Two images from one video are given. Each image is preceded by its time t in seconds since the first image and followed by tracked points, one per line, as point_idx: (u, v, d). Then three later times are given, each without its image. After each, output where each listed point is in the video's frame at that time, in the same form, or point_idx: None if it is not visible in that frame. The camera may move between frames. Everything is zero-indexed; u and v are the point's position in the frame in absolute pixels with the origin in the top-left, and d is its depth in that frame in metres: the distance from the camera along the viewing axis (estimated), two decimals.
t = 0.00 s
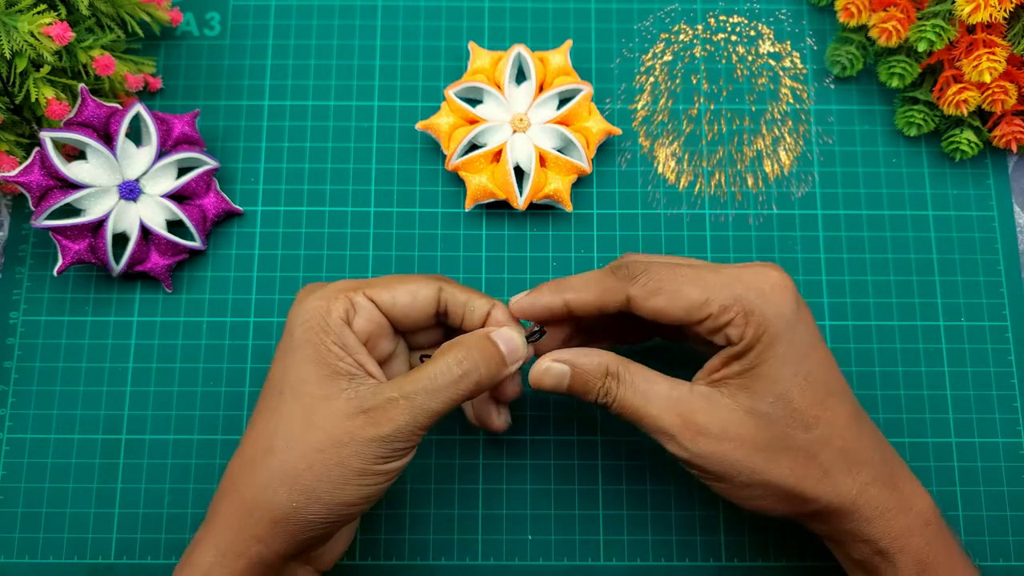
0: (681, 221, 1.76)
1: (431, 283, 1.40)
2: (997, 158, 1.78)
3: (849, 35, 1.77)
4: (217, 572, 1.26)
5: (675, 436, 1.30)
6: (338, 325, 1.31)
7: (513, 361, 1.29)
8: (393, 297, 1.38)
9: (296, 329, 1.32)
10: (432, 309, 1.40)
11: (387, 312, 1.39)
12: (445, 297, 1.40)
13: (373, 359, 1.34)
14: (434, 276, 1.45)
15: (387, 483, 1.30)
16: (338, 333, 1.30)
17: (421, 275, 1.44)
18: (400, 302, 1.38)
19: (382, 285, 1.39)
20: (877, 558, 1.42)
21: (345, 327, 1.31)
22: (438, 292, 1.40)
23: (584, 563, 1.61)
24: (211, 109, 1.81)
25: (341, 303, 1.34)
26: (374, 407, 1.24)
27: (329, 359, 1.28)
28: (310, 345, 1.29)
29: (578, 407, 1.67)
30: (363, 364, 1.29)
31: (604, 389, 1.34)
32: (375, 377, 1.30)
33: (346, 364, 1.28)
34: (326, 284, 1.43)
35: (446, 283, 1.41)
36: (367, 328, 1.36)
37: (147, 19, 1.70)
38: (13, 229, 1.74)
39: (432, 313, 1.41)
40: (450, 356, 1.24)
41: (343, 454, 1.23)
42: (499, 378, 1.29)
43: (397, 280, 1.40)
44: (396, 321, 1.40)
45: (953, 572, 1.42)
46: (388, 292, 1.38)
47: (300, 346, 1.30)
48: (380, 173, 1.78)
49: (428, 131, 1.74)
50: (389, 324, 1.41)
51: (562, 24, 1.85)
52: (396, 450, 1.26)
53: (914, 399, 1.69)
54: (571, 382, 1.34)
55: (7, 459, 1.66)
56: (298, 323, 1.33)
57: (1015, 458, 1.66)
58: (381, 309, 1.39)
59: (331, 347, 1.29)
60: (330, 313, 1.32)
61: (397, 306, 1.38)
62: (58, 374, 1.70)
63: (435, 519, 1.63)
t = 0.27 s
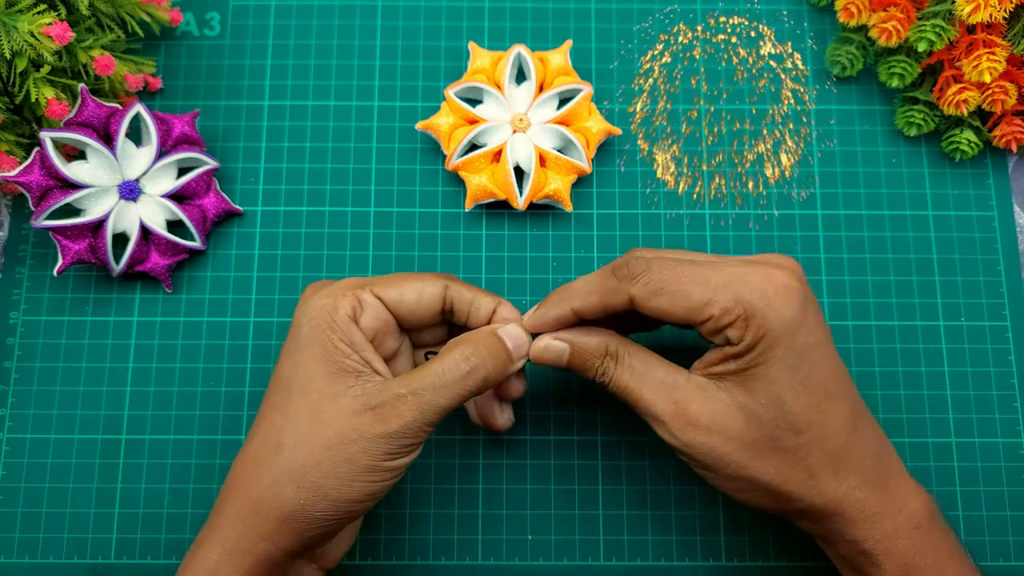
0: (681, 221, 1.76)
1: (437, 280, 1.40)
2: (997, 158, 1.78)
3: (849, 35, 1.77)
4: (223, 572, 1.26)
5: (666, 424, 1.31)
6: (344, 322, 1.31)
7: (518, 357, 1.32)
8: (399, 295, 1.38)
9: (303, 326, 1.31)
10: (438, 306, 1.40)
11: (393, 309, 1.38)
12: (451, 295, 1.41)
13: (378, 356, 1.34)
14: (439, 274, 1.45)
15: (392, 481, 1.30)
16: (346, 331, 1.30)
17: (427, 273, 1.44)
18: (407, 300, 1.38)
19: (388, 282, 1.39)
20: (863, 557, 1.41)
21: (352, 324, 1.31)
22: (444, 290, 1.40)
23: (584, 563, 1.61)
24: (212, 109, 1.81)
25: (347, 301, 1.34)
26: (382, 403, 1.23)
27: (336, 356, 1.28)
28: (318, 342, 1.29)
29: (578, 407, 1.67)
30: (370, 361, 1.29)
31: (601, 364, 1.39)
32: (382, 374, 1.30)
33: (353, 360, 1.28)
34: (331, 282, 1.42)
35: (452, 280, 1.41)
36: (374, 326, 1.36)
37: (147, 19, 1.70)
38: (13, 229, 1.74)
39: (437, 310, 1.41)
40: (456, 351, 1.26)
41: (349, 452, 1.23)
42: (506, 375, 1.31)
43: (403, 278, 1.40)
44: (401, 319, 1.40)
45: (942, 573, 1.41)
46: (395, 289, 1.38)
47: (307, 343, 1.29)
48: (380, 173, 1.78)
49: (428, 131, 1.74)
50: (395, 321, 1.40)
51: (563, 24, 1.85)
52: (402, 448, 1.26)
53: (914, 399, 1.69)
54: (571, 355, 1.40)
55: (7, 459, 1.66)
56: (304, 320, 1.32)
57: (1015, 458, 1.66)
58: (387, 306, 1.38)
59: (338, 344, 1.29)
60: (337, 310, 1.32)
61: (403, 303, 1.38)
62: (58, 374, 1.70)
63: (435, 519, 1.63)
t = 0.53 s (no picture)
0: (681, 221, 1.76)
1: (396, 261, 1.41)
2: (996, 159, 1.78)
3: (849, 35, 1.77)
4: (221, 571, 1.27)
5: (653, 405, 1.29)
6: (308, 325, 1.34)
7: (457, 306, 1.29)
8: (361, 285, 1.40)
9: (270, 334, 1.35)
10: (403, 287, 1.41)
11: (359, 300, 1.40)
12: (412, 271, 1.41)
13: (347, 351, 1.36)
14: (399, 254, 1.46)
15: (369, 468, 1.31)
16: (308, 331, 1.33)
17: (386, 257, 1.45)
18: (370, 288, 1.40)
19: (348, 274, 1.40)
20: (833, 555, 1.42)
21: (315, 324, 1.34)
22: (405, 267, 1.40)
23: (584, 563, 1.61)
24: (211, 109, 1.81)
25: (310, 302, 1.36)
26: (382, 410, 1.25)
27: (302, 359, 1.31)
28: (284, 347, 1.32)
29: (578, 407, 1.67)
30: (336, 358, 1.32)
31: (624, 320, 1.31)
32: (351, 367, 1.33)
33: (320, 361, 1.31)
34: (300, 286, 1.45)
35: (411, 257, 1.42)
36: (341, 321, 1.39)
37: (147, 19, 1.70)
38: (13, 229, 1.74)
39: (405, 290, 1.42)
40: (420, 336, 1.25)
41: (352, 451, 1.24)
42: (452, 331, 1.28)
43: (363, 266, 1.42)
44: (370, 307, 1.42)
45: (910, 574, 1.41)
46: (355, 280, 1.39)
47: (274, 350, 1.32)
48: (380, 173, 1.78)
49: (428, 131, 1.74)
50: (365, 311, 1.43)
51: (563, 24, 1.85)
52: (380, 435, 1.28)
53: (914, 399, 1.69)
54: (598, 304, 1.31)
55: (7, 459, 1.66)
56: (272, 328, 1.35)
57: (1015, 458, 1.66)
58: (353, 299, 1.40)
59: (303, 347, 1.32)
60: (300, 314, 1.35)
61: (367, 292, 1.40)
62: (58, 374, 1.70)
63: (435, 519, 1.63)
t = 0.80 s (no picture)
0: (681, 221, 1.76)
1: (419, 280, 1.40)
2: (996, 158, 1.78)
3: (849, 35, 1.77)
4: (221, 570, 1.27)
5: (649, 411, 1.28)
6: (345, 359, 1.31)
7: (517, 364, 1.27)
8: (386, 309, 1.37)
9: (301, 372, 1.31)
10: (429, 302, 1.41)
11: (384, 324, 1.38)
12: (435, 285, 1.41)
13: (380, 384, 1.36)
14: (410, 267, 1.44)
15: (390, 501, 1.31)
16: (346, 367, 1.31)
17: (401, 273, 1.42)
18: (396, 310, 1.37)
19: (371, 300, 1.37)
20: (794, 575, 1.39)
21: (349, 357, 1.32)
22: (428, 285, 1.40)
23: (584, 563, 1.61)
24: (212, 109, 1.81)
25: (338, 335, 1.33)
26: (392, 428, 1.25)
27: (342, 398, 1.29)
28: (321, 385, 1.30)
29: (578, 407, 1.67)
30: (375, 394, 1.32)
31: (603, 324, 1.29)
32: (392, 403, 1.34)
33: (360, 398, 1.30)
34: (314, 311, 1.40)
35: (432, 272, 1.41)
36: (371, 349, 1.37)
37: (147, 19, 1.70)
38: (13, 229, 1.74)
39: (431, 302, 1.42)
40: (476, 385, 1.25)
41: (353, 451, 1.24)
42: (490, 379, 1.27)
43: (383, 287, 1.39)
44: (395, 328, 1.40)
45: None
46: (380, 306, 1.37)
47: (309, 389, 1.30)
48: (380, 173, 1.78)
49: (428, 131, 1.74)
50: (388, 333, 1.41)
51: (563, 24, 1.85)
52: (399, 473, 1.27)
53: (914, 399, 1.69)
54: (580, 305, 1.29)
55: (7, 459, 1.66)
56: (301, 367, 1.31)
57: (1015, 458, 1.66)
58: (378, 323, 1.38)
59: (340, 383, 1.30)
60: (331, 349, 1.32)
61: (393, 314, 1.37)
62: (57, 374, 1.70)
63: (436, 519, 1.63)
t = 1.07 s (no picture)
0: (681, 221, 1.76)
1: (418, 282, 1.39)
2: (997, 158, 1.78)
3: (849, 35, 1.77)
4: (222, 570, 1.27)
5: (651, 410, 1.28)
6: (344, 355, 1.30)
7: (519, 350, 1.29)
8: (385, 310, 1.36)
9: (300, 370, 1.30)
10: (427, 302, 1.41)
11: (383, 325, 1.37)
12: (435, 289, 1.41)
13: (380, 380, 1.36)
14: (410, 270, 1.43)
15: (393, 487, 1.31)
16: (346, 364, 1.30)
17: (400, 276, 1.41)
18: (396, 311, 1.37)
19: (370, 300, 1.36)
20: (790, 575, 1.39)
21: (350, 354, 1.31)
22: (427, 287, 1.40)
23: (584, 563, 1.61)
24: (212, 109, 1.81)
25: (336, 333, 1.32)
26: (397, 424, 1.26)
27: (344, 393, 1.29)
28: (321, 381, 1.29)
29: (578, 407, 1.67)
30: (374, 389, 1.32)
31: (598, 324, 1.29)
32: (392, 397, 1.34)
33: (360, 393, 1.30)
34: (312, 310, 1.39)
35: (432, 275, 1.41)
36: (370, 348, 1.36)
37: (147, 19, 1.70)
38: (13, 229, 1.74)
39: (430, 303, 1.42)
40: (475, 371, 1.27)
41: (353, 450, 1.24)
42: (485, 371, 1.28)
43: (382, 288, 1.38)
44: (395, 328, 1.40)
45: None
46: (378, 306, 1.36)
47: (310, 387, 1.29)
48: (380, 173, 1.78)
49: (428, 131, 1.74)
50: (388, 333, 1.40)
51: (563, 24, 1.85)
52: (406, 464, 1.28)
53: (914, 399, 1.69)
54: (576, 303, 1.30)
55: (7, 459, 1.66)
56: (300, 365, 1.30)
57: (1015, 458, 1.67)
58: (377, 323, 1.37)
59: (341, 380, 1.30)
60: (330, 346, 1.31)
61: (393, 314, 1.37)
62: (58, 375, 1.70)
63: (436, 519, 1.63)
